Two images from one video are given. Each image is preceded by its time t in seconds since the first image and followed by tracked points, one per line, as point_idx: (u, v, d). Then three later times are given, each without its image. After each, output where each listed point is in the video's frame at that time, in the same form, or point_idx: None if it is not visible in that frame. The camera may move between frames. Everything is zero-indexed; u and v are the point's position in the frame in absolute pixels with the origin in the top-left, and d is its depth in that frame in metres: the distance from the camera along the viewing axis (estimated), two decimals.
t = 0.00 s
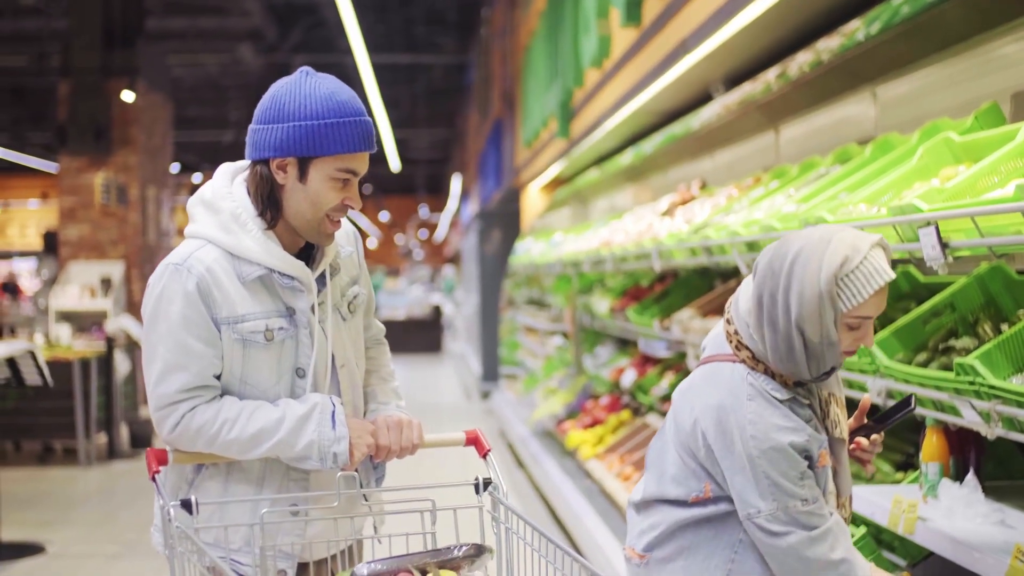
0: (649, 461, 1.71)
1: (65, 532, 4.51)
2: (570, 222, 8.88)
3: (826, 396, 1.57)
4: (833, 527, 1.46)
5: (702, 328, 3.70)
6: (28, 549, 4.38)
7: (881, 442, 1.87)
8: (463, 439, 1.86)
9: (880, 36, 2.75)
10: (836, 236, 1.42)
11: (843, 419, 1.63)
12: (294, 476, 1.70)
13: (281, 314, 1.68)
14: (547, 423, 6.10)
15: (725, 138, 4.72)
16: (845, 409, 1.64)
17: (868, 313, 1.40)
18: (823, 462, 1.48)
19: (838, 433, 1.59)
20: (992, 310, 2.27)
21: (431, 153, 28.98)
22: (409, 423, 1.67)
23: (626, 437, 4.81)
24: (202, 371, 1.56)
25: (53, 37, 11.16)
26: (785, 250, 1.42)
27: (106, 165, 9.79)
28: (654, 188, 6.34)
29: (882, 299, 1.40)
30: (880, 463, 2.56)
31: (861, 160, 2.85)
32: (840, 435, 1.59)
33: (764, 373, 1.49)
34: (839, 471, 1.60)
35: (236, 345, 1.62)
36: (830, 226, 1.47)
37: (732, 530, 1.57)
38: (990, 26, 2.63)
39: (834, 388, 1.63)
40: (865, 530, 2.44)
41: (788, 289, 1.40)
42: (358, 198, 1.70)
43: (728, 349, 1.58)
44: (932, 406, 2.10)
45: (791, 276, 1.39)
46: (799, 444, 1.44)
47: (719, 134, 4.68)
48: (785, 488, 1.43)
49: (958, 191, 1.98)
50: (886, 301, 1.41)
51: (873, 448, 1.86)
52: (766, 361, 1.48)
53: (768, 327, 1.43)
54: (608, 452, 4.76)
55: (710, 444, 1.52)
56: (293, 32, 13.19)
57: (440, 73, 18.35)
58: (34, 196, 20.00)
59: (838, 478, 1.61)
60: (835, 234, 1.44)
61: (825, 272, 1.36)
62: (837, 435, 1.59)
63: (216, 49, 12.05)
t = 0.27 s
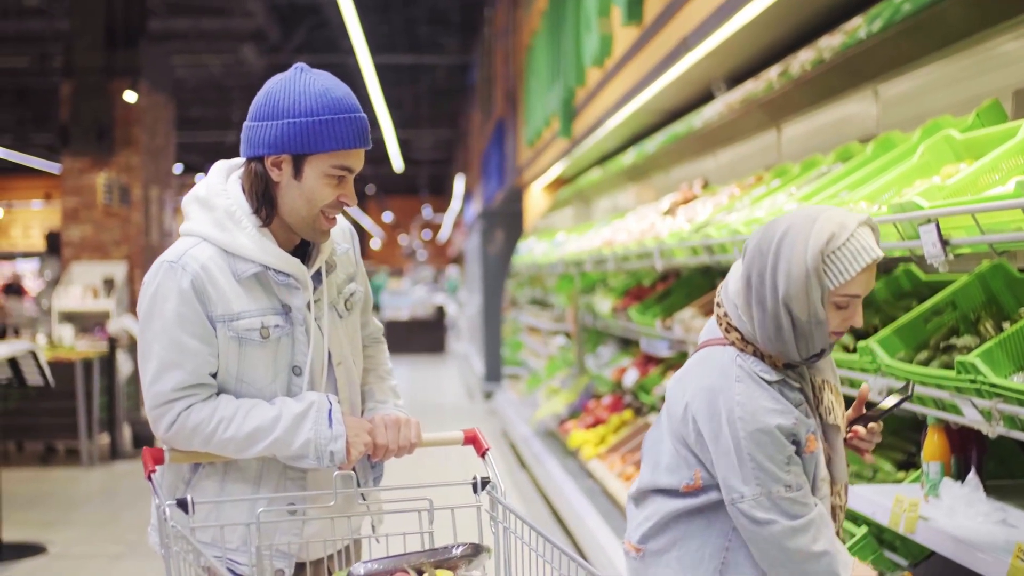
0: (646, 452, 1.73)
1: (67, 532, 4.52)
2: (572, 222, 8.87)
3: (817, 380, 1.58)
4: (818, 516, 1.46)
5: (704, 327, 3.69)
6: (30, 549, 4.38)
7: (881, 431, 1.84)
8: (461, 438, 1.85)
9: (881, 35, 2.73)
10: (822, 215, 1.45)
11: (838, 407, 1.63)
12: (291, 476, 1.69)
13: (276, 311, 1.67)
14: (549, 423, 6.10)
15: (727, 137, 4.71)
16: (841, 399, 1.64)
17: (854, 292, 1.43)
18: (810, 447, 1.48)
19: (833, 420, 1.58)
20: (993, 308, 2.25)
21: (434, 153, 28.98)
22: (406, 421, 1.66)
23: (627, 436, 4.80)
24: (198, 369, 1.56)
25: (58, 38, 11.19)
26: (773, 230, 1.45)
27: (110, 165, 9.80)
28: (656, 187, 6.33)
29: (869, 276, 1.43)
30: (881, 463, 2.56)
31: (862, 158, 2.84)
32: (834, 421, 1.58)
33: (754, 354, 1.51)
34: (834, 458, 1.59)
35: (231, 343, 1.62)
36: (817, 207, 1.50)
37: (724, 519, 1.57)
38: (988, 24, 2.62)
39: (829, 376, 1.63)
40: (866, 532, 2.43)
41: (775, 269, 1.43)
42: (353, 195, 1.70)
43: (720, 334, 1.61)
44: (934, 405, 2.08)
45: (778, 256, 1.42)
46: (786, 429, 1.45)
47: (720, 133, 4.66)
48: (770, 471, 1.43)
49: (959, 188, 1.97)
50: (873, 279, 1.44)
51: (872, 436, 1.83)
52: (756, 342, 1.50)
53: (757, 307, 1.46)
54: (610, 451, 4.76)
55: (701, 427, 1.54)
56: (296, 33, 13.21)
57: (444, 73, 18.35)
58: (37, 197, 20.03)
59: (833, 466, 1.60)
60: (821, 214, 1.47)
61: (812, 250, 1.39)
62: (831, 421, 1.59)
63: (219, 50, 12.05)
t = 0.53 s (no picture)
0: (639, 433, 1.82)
1: (72, 533, 4.53)
2: (578, 222, 8.85)
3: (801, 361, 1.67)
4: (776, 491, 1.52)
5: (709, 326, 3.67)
6: (35, 550, 4.40)
7: (880, 421, 1.86)
8: (462, 438, 1.84)
9: (886, 32, 2.72)
10: (801, 184, 1.55)
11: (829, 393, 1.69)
12: (291, 475, 1.69)
13: (275, 310, 1.67)
14: (555, 423, 6.10)
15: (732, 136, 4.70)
16: (829, 382, 1.70)
17: (828, 261, 1.51)
18: (777, 422, 1.56)
19: (817, 402, 1.64)
20: (998, 306, 2.24)
21: (440, 154, 29.01)
22: (407, 421, 1.65)
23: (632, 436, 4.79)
24: (197, 368, 1.56)
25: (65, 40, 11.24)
26: (754, 201, 1.56)
27: (116, 166, 9.83)
28: (661, 186, 6.32)
29: (844, 243, 1.51)
30: (886, 462, 2.55)
31: (867, 155, 2.82)
32: (819, 403, 1.65)
33: (735, 324, 1.61)
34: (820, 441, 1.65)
35: (231, 341, 1.62)
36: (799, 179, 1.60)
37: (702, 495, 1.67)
38: (991, 21, 2.61)
39: (815, 358, 1.70)
40: (869, 531, 2.43)
41: (753, 235, 1.53)
42: (352, 190, 1.70)
43: (706, 307, 1.72)
44: (938, 403, 2.07)
45: (756, 222, 1.52)
46: (753, 400, 1.53)
47: (726, 132, 4.65)
48: (731, 439, 1.51)
49: (963, 184, 1.97)
50: (850, 247, 1.52)
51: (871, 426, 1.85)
52: (738, 310, 1.59)
53: (737, 272, 1.56)
54: (616, 451, 4.76)
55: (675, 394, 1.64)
56: (302, 34, 13.23)
57: (450, 73, 18.36)
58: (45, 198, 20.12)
59: (818, 449, 1.65)
60: (802, 185, 1.57)
61: (787, 217, 1.49)
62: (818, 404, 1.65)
63: (225, 50, 12.08)
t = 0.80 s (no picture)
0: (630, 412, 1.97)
1: (69, 534, 4.53)
2: (577, 223, 8.84)
3: (770, 334, 1.77)
4: (700, 451, 1.61)
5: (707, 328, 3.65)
6: (32, 551, 4.40)
7: (862, 409, 1.87)
8: (454, 439, 1.84)
9: (882, 33, 2.71)
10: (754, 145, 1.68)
11: (803, 368, 1.78)
12: (282, 477, 1.68)
13: (264, 309, 1.68)
14: (553, 424, 6.09)
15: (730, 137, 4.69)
16: (804, 357, 1.79)
17: (772, 215, 1.61)
18: (711, 384, 1.66)
19: (786, 371, 1.74)
20: (993, 307, 2.24)
21: (440, 155, 28.99)
22: (397, 422, 1.66)
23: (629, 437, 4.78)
24: (187, 367, 1.57)
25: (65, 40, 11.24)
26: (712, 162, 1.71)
27: (115, 166, 9.82)
28: (660, 187, 6.31)
29: (789, 199, 1.61)
30: (881, 465, 2.55)
31: (863, 156, 2.82)
32: (792, 378, 1.74)
33: (694, 282, 1.73)
34: (791, 416, 1.75)
35: (220, 341, 1.63)
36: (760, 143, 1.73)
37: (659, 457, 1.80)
38: (987, 22, 2.61)
39: (789, 333, 1.79)
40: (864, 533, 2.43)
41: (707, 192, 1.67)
42: (339, 183, 1.72)
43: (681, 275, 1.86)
44: (932, 406, 2.07)
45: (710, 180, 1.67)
46: (685, 355, 1.64)
47: (724, 133, 4.64)
48: (659, 392, 1.63)
49: (957, 186, 1.96)
50: (796, 200, 1.61)
51: (850, 411, 1.86)
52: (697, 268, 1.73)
53: (694, 230, 1.70)
54: (613, 453, 4.75)
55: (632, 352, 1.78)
56: (302, 34, 13.23)
57: (449, 74, 18.35)
58: (44, 199, 20.11)
59: (788, 421, 1.75)
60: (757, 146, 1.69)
61: (731, 172, 1.62)
62: (788, 376, 1.75)
63: (224, 50, 12.07)
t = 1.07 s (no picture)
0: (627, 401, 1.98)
1: (73, 534, 4.54)
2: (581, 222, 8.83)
3: (736, 316, 1.72)
4: (628, 418, 1.65)
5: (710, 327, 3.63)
6: (37, 551, 4.41)
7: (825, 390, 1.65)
8: (454, 440, 1.84)
9: (885, 30, 2.70)
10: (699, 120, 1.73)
11: (772, 352, 1.71)
12: (283, 475, 1.68)
13: (257, 305, 1.68)
14: (557, 423, 6.08)
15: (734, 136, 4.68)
16: (774, 339, 1.73)
17: (704, 183, 1.64)
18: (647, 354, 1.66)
19: (751, 353, 1.69)
20: (996, 306, 2.23)
21: (445, 154, 28.99)
22: (396, 423, 1.64)
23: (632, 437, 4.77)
24: (184, 364, 1.57)
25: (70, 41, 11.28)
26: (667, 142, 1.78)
27: (120, 167, 9.84)
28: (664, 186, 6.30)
29: (719, 166, 1.63)
30: (884, 463, 2.53)
31: (866, 155, 2.81)
32: (758, 361, 1.70)
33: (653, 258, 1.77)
34: (759, 398, 1.70)
35: (215, 337, 1.63)
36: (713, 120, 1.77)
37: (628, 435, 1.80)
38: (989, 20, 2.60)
39: (760, 313, 1.73)
40: (868, 532, 2.43)
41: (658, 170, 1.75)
42: (327, 174, 1.72)
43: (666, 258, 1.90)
44: (936, 404, 2.05)
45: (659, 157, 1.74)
46: (618, 325, 1.69)
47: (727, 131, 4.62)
48: (594, 362, 1.70)
49: (960, 184, 1.95)
50: (727, 167, 1.63)
51: (816, 395, 1.66)
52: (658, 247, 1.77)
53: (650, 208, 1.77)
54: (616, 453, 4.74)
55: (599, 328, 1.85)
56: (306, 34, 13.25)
57: (454, 73, 18.35)
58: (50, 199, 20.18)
59: (756, 401, 1.70)
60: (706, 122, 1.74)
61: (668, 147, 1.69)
62: (752, 359, 1.69)
63: (229, 51, 12.09)
